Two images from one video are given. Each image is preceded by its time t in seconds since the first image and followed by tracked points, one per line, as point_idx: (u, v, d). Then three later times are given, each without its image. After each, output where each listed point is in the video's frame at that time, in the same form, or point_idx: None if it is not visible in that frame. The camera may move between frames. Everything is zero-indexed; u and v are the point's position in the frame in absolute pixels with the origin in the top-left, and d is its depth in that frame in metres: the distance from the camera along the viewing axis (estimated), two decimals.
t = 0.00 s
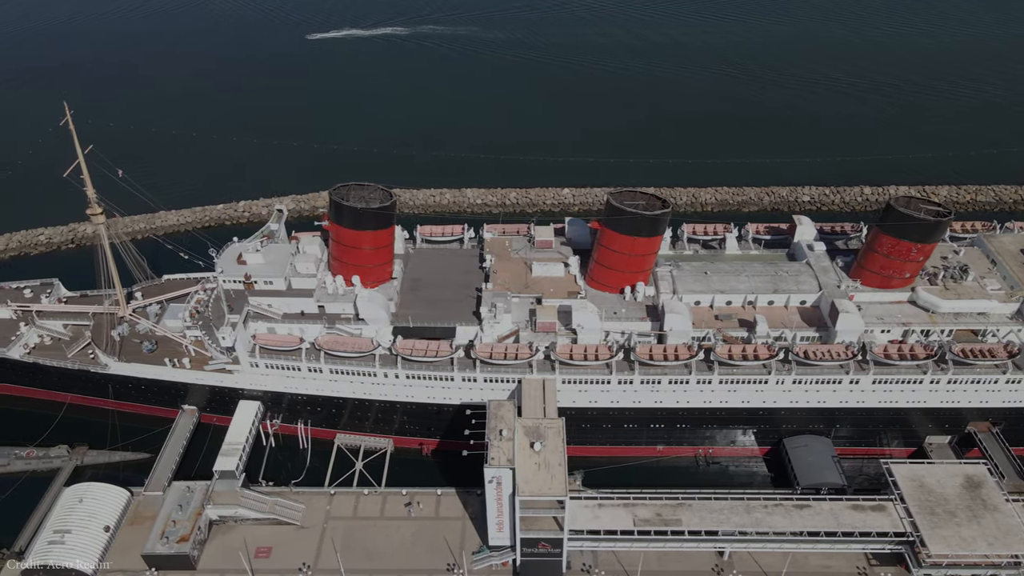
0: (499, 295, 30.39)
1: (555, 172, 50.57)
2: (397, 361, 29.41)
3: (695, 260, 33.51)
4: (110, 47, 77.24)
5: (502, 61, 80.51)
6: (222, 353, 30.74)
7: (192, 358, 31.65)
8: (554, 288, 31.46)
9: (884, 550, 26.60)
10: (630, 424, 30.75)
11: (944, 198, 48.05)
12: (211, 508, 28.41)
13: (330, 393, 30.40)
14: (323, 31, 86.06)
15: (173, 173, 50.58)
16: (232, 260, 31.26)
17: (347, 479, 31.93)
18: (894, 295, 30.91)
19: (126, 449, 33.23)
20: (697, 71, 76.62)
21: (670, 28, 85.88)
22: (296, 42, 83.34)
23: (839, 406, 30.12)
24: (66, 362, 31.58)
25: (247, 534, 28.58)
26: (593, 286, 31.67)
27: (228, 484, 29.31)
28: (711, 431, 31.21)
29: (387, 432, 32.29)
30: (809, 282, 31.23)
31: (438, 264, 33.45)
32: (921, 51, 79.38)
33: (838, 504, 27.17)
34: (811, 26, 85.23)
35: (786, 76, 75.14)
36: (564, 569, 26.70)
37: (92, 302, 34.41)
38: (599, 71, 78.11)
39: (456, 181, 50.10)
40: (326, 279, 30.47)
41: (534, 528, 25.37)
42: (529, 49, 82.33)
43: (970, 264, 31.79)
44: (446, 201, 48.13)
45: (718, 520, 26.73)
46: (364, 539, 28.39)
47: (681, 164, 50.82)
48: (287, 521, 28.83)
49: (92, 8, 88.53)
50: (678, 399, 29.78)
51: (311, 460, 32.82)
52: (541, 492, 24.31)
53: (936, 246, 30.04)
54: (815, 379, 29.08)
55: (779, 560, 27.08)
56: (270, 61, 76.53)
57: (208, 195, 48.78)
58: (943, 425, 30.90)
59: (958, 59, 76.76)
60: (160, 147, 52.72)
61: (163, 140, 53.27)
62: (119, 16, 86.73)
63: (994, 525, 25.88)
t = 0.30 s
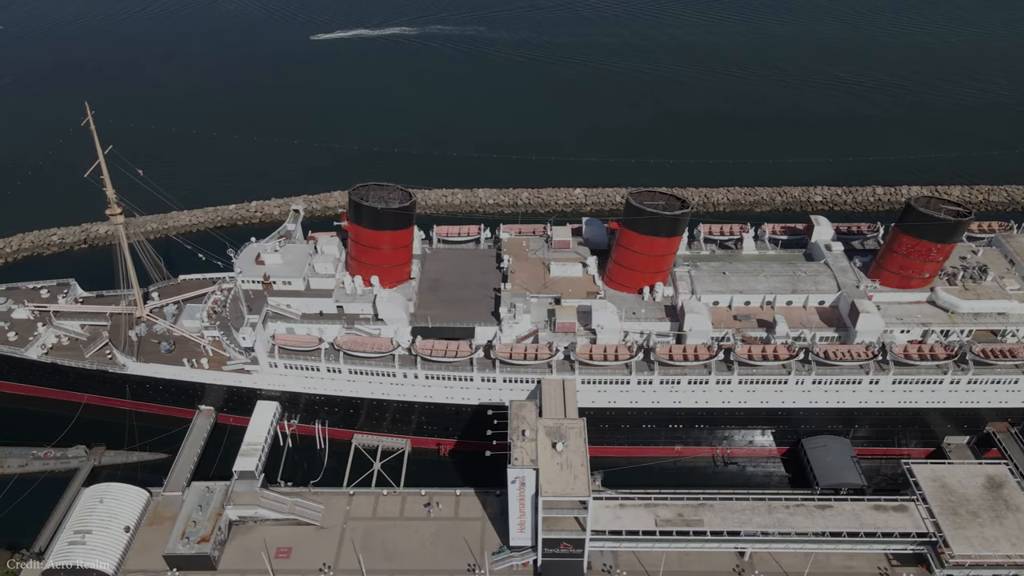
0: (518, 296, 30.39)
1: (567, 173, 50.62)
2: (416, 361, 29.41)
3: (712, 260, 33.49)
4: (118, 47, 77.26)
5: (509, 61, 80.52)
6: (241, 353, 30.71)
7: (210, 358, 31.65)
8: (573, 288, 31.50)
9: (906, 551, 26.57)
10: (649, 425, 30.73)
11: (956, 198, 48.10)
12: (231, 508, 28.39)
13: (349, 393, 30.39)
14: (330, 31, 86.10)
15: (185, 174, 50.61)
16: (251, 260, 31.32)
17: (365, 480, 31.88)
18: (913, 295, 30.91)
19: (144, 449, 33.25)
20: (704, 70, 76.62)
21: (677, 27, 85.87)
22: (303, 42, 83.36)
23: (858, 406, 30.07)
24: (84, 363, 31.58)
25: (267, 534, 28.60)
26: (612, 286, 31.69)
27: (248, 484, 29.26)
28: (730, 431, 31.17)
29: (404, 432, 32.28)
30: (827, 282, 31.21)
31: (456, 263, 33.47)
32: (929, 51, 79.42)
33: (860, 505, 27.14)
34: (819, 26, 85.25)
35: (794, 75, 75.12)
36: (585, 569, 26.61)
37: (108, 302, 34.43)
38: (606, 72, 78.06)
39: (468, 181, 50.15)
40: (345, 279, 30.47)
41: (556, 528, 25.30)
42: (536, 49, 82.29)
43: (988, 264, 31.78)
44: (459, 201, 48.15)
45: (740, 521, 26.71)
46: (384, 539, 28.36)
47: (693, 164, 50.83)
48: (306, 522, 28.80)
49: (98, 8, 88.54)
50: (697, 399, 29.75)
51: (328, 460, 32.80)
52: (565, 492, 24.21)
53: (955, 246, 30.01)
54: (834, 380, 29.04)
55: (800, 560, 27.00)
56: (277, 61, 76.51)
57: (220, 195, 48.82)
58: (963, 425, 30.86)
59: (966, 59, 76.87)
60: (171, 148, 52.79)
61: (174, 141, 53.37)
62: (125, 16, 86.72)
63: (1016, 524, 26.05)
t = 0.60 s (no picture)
0: (537, 296, 30.39)
1: (578, 173, 50.64)
2: (436, 361, 29.41)
3: (729, 260, 33.48)
4: (125, 48, 77.33)
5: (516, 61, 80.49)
6: (259, 354, 30.70)
7: (228, 359, 31.64)
8: (591, 288, 31.52)
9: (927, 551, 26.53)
10: (667, 425, 30.69)
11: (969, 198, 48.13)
12: (251, 509, 28.41)
13: (367, 393, 30.38)
14: (337, 32, 86.12)
15: (196, 174, 50.60)
16: (269, 260, 31.38)
17: (383, 480, 31.86)
18: (932, 295, 30.88)
19: (162, 449, 33.23)
20: (712, 70, 76.58)
21: (684, 27, 85.82)
22: (310, 42, 83.32)
23: (877, 406, 30.02)
24: (101, 363, 31.56)
25: (287, 534, 28.60)
26: (630, 286, 31.68)
27: (268, 484, 29.27)
28: (748, 431, 31.15)
29: (422, 432, 32.26)
30: (846, 283, 31.21)
31: (473, 263, 33.47)
32: (937, 50, 79.40)
33: (881, 505, 27.11)
34: (826, 26, 85.21)
35: (802, 74, 75.07)
36: (606, 569, 26.55)
37: (125, 303, 34.43)
38: (613, 72, 78.00)
39: (480, 182, 50.18)
40: (364, 279, 30.47)
41: (578, 528, 25.27)
42: (543, 49, 82.24)
43: (1008, 264, 31.76)
44: (471, 201, 48.17)
45: (762, 521, 26.68)
46: (404, 539, 28.34)
47: (704, 164, 50.82)
48: (326, 522, 28.79)
49: (104, 8, 88.56)
50: (716, 399, 29.72)
51: (346, 460, 32.78)
52: (588, 492, 24.09)
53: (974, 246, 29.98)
54: (854, 380, 29.00)
55: (821, 561, 26.97)
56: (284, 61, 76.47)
57: (231, 196, 48.81)
58: (981, 425, 30.84)
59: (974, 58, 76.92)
60: (182, 148, 52.80)
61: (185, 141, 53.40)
62: (131, 16, 86.72)
63: None
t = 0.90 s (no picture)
0: (556, 296, 30.44)
1: (589, 174, 50.64)
2: (455, 362, 29.41)
3: (746, 260, 33.48)
4: (132, 48, 77.35)
5: (523, 61, 80.46)
6: (278, 354, 30.69)
7: (246, 359, 31.63)
8: (610, 288, 31.56)
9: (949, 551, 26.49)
10: (685, 425, 30.65)
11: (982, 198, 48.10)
12: (271, 509, 28.39)
13: (386, 394, 30.36)
14: (343, 32, 86.11)
15: (208, 174, 50.58)
16: (287, 260, 31.40)
17: (401, 480, 31.85)
18: (952, 295, 30.88)
19: (179, 449, 33.22)
20: (719, 70, 76.54)
21: (690, 27, 85.80)
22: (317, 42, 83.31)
23: (897, 406, 29.98)
24: (119, 363, 31.56)
25: (307, 534, 28.59)
26: (648, 287, 31.69)
27: (287, 484, 29.28)
28: (766, 432, 31.11)
29: (439, 432, 32.23)
30: (864, 283, 31.21)
31: (491, 263, 33.48)
32: (946, 49, 79.34)
33: (903, 505, 27.09)
34: (833, 25, 85.20)
35: (810, 74, 75.03)
36: (627, 570, 26.52)
37: (141, 303, 34.45)
38: (620, 72, 77.95)
39: (491, 182, 50.16)
40: (383, 280, 30.48)
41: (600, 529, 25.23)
42: (550, 49, 82.19)
43: None
44: (483, 202, 48.15)
45: (784, 522, 26.66)
46: (424, 539, 28.32)
47: (715, 164, 50.79)
48: (345, 522, 28.76)
49: (110, 8, 88.52)
50: (735, 399, 29.68)
51: (363, 460, 32.77)
52: (612, 492, 24.04)
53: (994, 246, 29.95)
54: (875, 380, 28.97)
55: (842, 561, 26.94)
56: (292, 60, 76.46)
57: (243, 196, 48.80)
58: (1000, 426, 30.81)
59: (982, 58, 76.89)
60: (192, 148, 52.81)
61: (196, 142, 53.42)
62: (138, 16, 86.75)
63: None
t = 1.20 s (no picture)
0: (575, 296, 30.49)
1: (601, 174, 50.63)
2: (475, 362, 29.41)
3: (764, 259, 33.48)
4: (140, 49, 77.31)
5: (530, 61, 80.44)
6: (297, 354, 30.70)
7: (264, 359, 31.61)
8: (628, 288, 31.61)
9: (970, 552, 26.47)
10: (703, 425, 30.62)
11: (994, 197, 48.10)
12: (291, 509, 28.38)
13: (405, 394, 30.35)
14: (350, 32, 86.09)
15: (219, 173, 50.56)
16: (306, 261, 31.43)
17: (419, 481, 31.82)
18: (971, 295, 30.89)
19: (196, 450, 33.21)
20: (727, 70, 76.49)
21: (697, 27, 85.77)
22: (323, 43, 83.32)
23: (916, 407, 29.94)
24: (137, 363, 31.55)
25: (327, 534, 28.58)
26: (666, 286, 31.69)
27: (307, 484, 29.31)
28: (785, 432, 31.07)
29: (457, 432, 32.20)
30: (883, 283, 31.20)
31: (508, 263, 33.50)
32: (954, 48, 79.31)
33: (925, 506, 27.07)
34: (840, 25, 85.19)
35: (818, 74, 74.97)
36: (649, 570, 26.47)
37: (157, 303, 34.45)
38: (627, 72, 77.92)
39: (503, 182, 50.14)
40: (402, 280, 30.49)
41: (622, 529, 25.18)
42: (557, 48, 82.14)
43: None
44: (495, 202, 48.12)
45: (806, 522, 26.64)
46: (445, 539, 28.30)
47: (727, 164, 50.75)
48: (365, 522, 28.72)
49: (116, 8, 88.46)
50: (754, 399, 29.64)
51: (380, 460, 32.74)
52: (636, 492, 23.99)
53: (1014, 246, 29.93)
54: (895, 380, 28.94)
55: (864, 561, 26.91)
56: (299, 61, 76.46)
57: (255, 196, 48.76)
58: (1020, 426, 30.79)
59: (990, 57, 76.91)
60: (203, 148, 52.81)
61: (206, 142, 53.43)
62: (145, 16, 86.78)
63: None
